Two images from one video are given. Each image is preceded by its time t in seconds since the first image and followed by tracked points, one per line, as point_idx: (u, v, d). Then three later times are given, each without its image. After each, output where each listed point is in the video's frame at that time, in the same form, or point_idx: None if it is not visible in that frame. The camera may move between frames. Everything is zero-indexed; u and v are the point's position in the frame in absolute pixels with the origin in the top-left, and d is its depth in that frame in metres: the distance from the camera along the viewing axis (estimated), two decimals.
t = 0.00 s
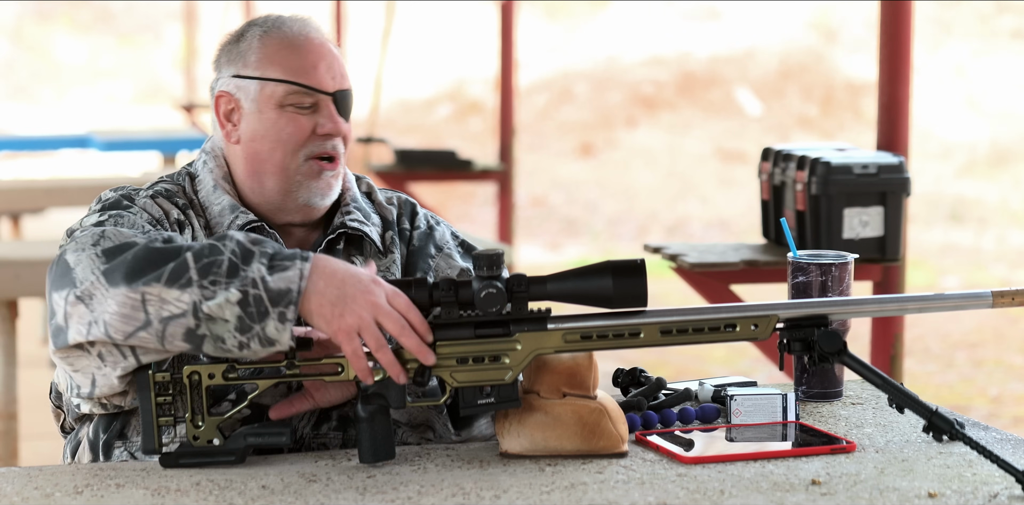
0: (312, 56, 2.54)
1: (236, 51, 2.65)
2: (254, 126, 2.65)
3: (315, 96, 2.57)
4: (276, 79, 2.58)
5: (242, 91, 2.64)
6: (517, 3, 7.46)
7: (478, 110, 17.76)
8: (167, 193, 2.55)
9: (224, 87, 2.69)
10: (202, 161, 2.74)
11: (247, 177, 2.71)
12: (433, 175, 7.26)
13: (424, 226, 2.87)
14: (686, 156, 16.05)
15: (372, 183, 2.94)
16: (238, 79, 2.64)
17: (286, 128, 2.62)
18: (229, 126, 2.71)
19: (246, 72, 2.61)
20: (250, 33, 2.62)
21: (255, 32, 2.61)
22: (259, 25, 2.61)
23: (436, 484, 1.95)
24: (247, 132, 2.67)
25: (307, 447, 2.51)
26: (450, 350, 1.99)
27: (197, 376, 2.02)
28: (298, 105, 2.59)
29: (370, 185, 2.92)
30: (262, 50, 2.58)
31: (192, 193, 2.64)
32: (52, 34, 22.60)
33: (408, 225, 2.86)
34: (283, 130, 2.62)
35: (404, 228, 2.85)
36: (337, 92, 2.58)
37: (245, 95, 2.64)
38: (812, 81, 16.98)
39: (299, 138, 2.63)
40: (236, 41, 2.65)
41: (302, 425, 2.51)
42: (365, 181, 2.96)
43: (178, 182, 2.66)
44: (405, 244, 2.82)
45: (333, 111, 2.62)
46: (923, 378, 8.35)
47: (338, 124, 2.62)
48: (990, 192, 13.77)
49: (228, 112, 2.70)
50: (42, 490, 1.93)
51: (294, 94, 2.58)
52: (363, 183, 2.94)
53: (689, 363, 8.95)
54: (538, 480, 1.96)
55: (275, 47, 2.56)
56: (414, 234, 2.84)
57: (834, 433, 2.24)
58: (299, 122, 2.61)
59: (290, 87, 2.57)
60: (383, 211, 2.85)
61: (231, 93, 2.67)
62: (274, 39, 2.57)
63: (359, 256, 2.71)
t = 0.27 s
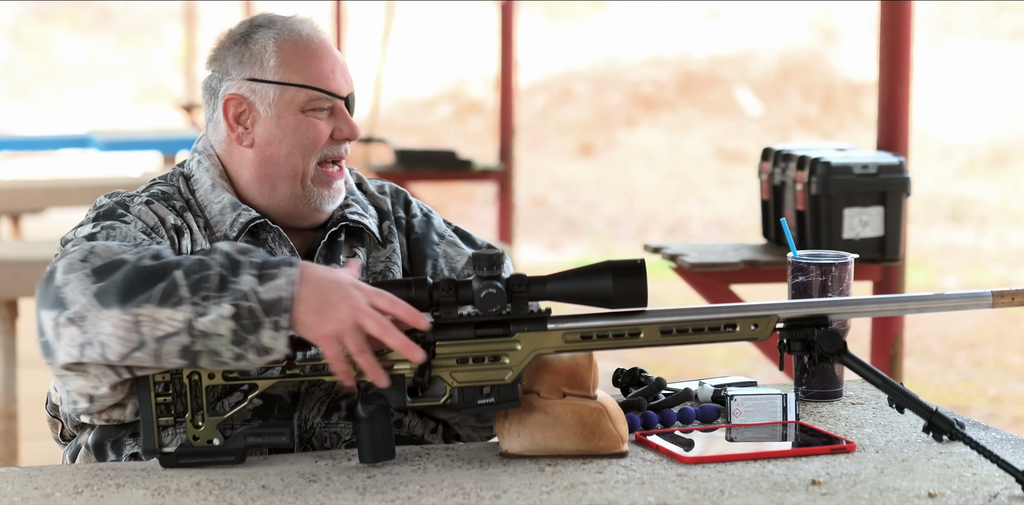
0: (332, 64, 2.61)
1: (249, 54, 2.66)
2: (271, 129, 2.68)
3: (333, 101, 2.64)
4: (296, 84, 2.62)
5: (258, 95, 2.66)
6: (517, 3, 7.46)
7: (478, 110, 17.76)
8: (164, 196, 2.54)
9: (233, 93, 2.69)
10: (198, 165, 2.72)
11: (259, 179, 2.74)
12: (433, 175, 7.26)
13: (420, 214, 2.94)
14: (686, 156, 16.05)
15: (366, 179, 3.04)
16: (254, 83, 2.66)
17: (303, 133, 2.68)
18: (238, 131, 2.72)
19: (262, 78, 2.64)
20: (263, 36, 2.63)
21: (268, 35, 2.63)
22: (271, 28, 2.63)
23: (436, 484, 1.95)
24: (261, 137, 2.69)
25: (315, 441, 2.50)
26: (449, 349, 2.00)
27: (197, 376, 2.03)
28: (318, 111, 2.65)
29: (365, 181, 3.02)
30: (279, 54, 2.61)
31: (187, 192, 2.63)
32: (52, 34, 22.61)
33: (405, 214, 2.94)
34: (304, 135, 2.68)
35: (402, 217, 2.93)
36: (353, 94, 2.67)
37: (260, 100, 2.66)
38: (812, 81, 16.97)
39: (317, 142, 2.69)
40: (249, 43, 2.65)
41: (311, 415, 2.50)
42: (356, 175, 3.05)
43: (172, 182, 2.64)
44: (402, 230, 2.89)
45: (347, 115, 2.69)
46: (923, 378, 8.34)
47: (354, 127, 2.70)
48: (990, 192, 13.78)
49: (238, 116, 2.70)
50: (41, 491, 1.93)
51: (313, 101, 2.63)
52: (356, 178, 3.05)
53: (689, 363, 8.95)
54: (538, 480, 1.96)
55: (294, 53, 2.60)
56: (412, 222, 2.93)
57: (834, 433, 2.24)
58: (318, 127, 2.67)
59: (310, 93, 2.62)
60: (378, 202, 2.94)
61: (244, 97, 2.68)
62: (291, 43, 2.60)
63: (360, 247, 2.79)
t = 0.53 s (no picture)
0: (345, 87, 2.61)
1: (267, 64, 2.69)
2: (277, 144, 2.68)
3: (342, 125, 2.63)
4: (307, 101, 2.63)
5: (271, 107, 2.68)
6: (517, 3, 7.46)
7: (478, 110, 17.77)
8: (138, 205, 2.59)
9: (248, 100, 2.72)
10: (201, 164, 2.72)
11: (263, 190, 2.73)
12: (433, 175, 7.26)
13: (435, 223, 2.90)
14: (686, 156, 16.06)
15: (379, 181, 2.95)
16: (268, 95, 2.68)
17: (309, 152, 2.67)
18: (248, 139, 2.73)
19: (275, 90, 2.66)
20: (283, 49, 2.67)
21: (288, 48, 2.66)
22: (293, 43, 2.66)
23: (436, 483, 1.95)
24: (268, 150, 2.70)
25: (329, 446, 2.52)
26: (449, 349, 2.00)
27: (197, 376, 2.02)
28: (325, 131, 2.64)
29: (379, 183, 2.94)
30: (295, 69, 2.64)
31: (179, 198, 2.65)
32: (53, 35, 22.62)
33: (420, 221, 2.89)
34: (308, 154, 2.67)
35: (417, 224, 2.87)
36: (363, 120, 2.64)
37: (272, 113, 2.68)
38: (812, 81, 16.97)
39: (320, 164, 2.67)
40: (268, 53, 2.68)
41: (324, 425, 2.52)
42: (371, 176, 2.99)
43: (172, 187, 2.67)
44: (416, 239, 2.85)
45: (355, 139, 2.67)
46: (923, 378, 8.35)
47: (361, 153, 2.67)
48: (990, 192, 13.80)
49: (248, 125, 2.73)
50: (42, 490, 1.94)
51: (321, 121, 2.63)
52: (368, 180, 2.96)
53: (689, 363, 8.95)
54: (538, 479, 1.96)
55: (310, 69, 2.62)
56: (428, 231, 2.88)
57: (834, 433, 2.24)
58: (323, 149, 2.66)
59: (320, 112, 2.62)
60: (393, 208, 2.88)
61: (257, 108, 2.71)
62: (309, 61, 2.62)
63: (370, 252, 2.73)
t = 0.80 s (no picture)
0: (313, 99, 2.52)
1: (247, 66, 2.63)
2: (247, 149, 2.64)
3: (306, 137, 2.55)
4: (276, 110, 2.56)
5: (244, 110, 2.63)
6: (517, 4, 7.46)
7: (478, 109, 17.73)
8: (117, 225, 2.57)
9: (224, 99, 2.69)
10: (189, 168, 2.73)
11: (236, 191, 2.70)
12: (433, 175, 7.26)
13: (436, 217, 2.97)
14: (686, 156, 16.06)
15: (377, 176, 3.01)
16: (243, 98, 2.63)
17: (273, 160, 2.61)
18: (224, 138, 2.71)
19: (247, 93, 2.61)
20: (262, 54, 2.61)
21: (267, 54, 2.60)
22: (273, 48, 2.60)
23: (436, 484, 1.95)
24: (239, 153, 2.66)
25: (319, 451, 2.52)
26: (449, 350, 1.99)
27: (196, 376, 2.01)
28: (290, 141, 2.57)
29: (378, 179, 3.00)
30: (269, 76, 2.57)
31: (157, 210, 2.64)
32: (53, 35, 22.63)
33: (417, 217, 2.94)
34: (271, 161, 2.61)
35: (414, 220, 2.93)
36: (330, 133, 2.54)
37: (245, 115, 2.63)
38: (812, 81, 16.96)
39: (282, 173, 2.61)
40: (249, 55, 2.63)
41: (316, 429, 2.53)
42: (368, 171, 3.03)
43: (150, 200, 2.66)
44: (413, 235, 2.91)
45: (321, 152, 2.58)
46: (923, 378, 8.34)
47: (325, 166, 2.59)
48: (990, 192, 13.80)
49: (225, 126, 2.70)
50: (41, 490, 1.94)
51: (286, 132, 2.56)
52: (366, 175, 3.01)
53: (688, 363, 8.95)
54: (538, 479, 1.96)
55: (282, 77, 2.55)
56: (424, 228, 2.93)
57: (834, 433, 2.24)
58: (287, 158, 2.60)
59: (285, 122, 2.55)
60: (389, 205, 2.93)
61: (233, 109, 2.67)
62: (283, 68, 2.56)
63: (359, 248, 2.78)
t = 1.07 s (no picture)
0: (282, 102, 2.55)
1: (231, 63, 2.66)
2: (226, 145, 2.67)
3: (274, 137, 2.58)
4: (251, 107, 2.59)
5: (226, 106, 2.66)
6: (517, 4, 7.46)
7: (478, 109, 17.71)
8: (111, 226, 2.58)
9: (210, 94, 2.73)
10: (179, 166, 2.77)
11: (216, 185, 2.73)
12: (433, 175, 7.26)
13: (426, 211, 2.98)
14: (686, 156, 16.06)
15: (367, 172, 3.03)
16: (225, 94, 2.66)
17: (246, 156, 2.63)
18: (211, 133, 2.75)
19: (228, 89, 2.64)
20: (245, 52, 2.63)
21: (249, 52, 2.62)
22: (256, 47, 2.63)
23: (436, 484, 1.95)
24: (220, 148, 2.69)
25: (311, 447, 2.57)
26: (448, 350, 1.99)
27: (197, 375, 2.00)
28: (265, 139, 2.59)
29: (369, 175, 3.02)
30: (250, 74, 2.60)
31: (150, 211, 2.66)
32: (53, 34, 22.65)
33: (406, 212, 2.96)
34: (247, 159, 2.63)
35: (403, 214, 2.95)
36: (305, 133, 2.57)
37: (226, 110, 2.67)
38: (812, 81, 16.95)
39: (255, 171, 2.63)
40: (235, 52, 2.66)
41: (307, 425, 2.58)
42: (358, 168, 3.05)
43: (142, 200, 2.68)
44: (403, 230, 2.92)
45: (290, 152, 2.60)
46: (923, 378, 8.34)
47: (293, 166, 2.61)
48: (990, 192, 13.80)
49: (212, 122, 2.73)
50: (41, 490, 1.94)
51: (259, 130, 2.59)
52: (356, 171, 3.03)
53: (688, 363, 8.94)
54: (538, 480, 1.96)
55: (261, 77, 2.58)
56: (412, 222, 2.94)
57: (834, 433, 2.24)
58: (258, 155, 2.62)
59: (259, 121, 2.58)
60: (378, 200, 2.95)
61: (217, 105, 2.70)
62: (264, 66, 2.59)
63: (348, 243, 2.79)
